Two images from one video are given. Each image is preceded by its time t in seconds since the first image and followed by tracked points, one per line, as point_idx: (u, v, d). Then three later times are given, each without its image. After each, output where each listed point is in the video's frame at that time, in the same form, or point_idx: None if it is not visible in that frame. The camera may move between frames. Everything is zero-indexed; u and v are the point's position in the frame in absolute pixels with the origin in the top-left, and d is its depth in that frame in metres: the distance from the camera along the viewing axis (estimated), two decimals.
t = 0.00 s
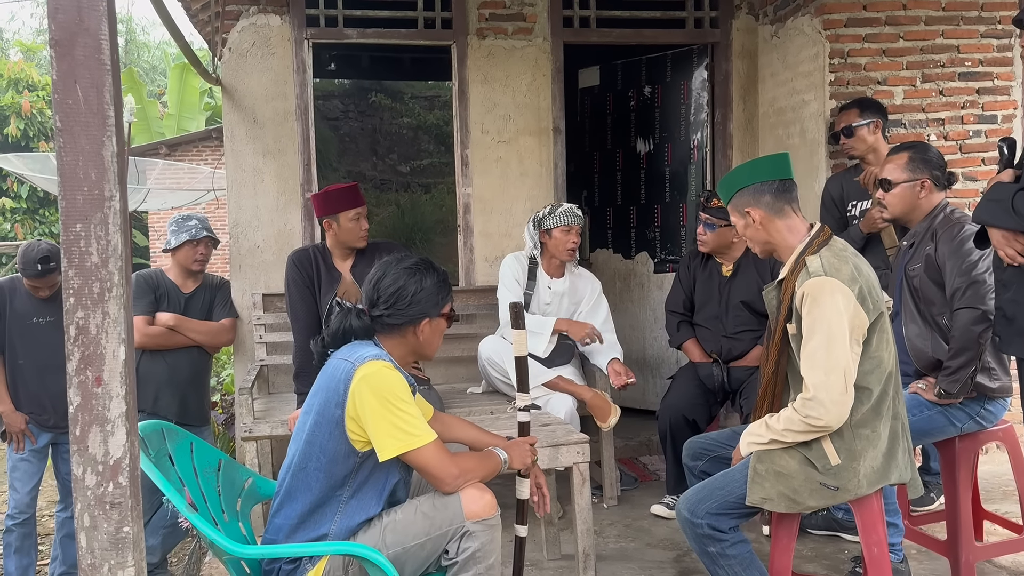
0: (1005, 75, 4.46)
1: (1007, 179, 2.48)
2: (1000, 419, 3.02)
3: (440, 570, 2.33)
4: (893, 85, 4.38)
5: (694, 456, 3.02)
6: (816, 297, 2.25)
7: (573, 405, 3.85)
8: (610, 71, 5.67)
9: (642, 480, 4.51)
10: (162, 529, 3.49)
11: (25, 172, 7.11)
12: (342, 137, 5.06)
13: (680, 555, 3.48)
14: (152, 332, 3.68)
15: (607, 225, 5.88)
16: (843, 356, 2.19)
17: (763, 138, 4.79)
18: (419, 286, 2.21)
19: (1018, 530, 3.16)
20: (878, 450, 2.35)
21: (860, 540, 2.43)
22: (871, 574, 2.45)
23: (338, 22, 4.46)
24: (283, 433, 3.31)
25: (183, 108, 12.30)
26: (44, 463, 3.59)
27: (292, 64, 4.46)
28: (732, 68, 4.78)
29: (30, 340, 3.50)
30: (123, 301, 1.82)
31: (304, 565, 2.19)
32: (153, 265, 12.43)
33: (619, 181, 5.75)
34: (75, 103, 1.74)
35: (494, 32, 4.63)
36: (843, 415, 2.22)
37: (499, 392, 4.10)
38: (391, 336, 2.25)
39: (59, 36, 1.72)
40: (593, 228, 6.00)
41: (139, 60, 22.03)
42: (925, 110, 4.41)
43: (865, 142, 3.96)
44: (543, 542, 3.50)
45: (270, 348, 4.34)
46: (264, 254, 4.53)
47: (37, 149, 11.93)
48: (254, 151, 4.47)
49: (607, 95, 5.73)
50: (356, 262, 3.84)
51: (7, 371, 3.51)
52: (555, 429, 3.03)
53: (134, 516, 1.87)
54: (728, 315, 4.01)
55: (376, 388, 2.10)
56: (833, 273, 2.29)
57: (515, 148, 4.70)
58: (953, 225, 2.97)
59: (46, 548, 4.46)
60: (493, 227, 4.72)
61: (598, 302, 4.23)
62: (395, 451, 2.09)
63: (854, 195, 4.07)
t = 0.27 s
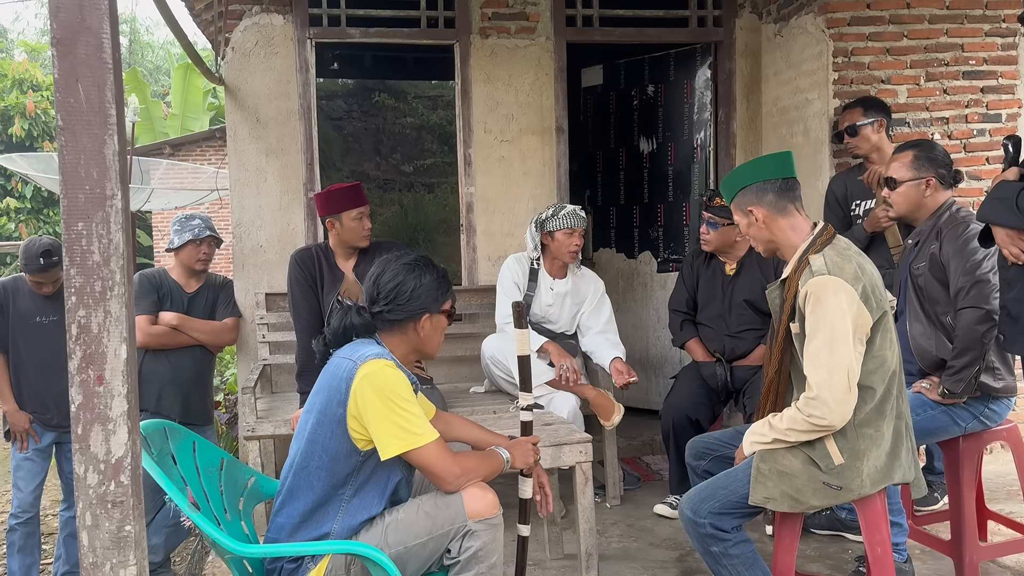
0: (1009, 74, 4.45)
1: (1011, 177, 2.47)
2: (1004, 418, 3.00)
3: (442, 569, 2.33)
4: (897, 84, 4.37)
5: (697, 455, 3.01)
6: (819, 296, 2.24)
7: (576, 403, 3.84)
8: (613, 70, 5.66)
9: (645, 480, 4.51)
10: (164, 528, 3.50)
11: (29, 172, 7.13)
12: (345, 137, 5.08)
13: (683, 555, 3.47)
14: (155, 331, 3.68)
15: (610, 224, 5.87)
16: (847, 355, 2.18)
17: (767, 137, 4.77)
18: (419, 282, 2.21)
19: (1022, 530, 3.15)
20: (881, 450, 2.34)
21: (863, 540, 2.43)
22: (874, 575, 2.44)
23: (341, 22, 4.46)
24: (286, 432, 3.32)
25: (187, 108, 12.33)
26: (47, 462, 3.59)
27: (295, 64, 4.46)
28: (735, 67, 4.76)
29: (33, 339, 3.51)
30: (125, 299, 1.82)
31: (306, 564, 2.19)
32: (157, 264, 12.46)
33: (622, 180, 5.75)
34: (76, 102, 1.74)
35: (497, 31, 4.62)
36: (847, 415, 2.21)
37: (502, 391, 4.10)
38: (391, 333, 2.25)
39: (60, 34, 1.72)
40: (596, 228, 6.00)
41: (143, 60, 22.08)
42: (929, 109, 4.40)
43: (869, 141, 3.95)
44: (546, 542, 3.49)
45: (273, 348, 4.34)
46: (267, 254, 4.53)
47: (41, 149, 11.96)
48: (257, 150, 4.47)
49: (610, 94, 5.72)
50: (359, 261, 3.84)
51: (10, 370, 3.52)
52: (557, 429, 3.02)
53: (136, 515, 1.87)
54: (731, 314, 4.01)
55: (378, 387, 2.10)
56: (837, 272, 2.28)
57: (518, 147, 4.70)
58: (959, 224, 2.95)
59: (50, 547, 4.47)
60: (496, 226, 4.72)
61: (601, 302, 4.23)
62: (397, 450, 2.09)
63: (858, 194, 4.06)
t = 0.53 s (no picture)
0: (1015, 73, 4.44)
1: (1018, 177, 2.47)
2: (1010, 419, 2.99)
3: (446, 569, 2.33)
4: (902, 83, 4.35)
5: (701, 456, 3.01)
6: (824, 296, 2.24)
7: (579, 405, 3.86)
8: (617, 70, 5.66)
9: (649, 480, 4.50)
10: (169, 528, 3.50)
11: (34, 172, 7.16)
12: (349, 137, 5.09)
13: (687, 556, 3.47)
14: (160, 331, 3.69)
15: (614, 224, 5.87)
16: (851, 356, 2.18)
17: (771, 137, 4.76)
18: (420, 280, 2.22)
19: None
20: (886, 451, 2.34)
21: (868, 541, 2.42)
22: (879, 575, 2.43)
23: (345, 22, 4.46)
24: (290, 432, 3.32)
25: (192, 108, 12.37)
26: (53, 462, 3.61)
27: (299, 64, 4.47)
28: (740, 67, 4.76)
29: (39, 339, 3.53)
30: (129, 300, 1.82)
31: (310, 564, 2.19)
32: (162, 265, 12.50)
33: (627, 180, 5.74)
34: (81, 103, 1.74)
35: (501, 32, 4.62)
36: (851, 415, 2.20)
37: (505, 392, 4.10)
38: (394, 331, 2.25)
39: (65, 36, 1.73)
40: (600, 228, 5.99)
41: (148, 60, 22.14)
42: (934, 109, 4.38)
43: (874, 141, 3.94)
44: (550, 542, 3.49)
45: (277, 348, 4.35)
46: (272, 254, 4.54)
47: (46, 150, 11.99)
48: (261, 150, 4.48)
49: (614, 94, 5.72)
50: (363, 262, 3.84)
51: (17, 370, 3.53)
52: (561, 429, 3.02)
53: (140, 515, 1.88)
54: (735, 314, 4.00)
55: (382, 387, 2.11)
56: (841, 272, 2.28)
57: (522, 147, 4.70)
58: (966, 224, 2.95)
59: (56, 546, 4.49)
60: (500, 226, 4.72)
61: (605, 302, 4.24)
62: (401, 450, 2.10)
63: (863, 194, 4.04)
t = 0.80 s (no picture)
0: (1022, 74, 4.43)
1: None
2: (1017, 420, 2.98)
3: (452, 570, 2.33)
4: (909, 84, 4.34)
5: (707, 457, 3.01)
6: (831, 297, 2.24)
7: (583, 405, 3.84)
8: (623, 71, 5.65)
9: (654, 481, 4.50)
10: (176, 528, 3.52)
11: (41, 172, 7.19)
12: (355, 137, 5.08)
13: (693, 557, 3.47)
14: (167, 332, 3.71)
15: (619, 224, 5.87)
16: (858, 357, 2.17)
17: (777, 137, 4.76)
18: (428, 280, 2.22)
19: None
20: (893, 452, 2.33)
21: (874, 542, 2.42)
22: None
23: (351, 23, 4.47)
24: (297, 432, 3.33)
25: (198, 109, 12.42)
26: (60, 462, 3.62)
27: (305, 65, 4.48)
28: (745, 67, 4.75)
29: (48, 340, 3.55)
30: (138, 302, 1.83)
31: (317, 565, 2.20)
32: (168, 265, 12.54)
33: (632, 180, 5.74)
34: (90, 106, 1.75)
35: (506, 33, 4.62)
36: (858, 416, 2.20)
37: (511, 393, 4.10)
38: (400, 331, 2.26)
39: (74, 39, 1.74)
40: (606, 228, 5.99)
41: (154, 61, 22.22)
42: (941, 109, 4.37)
43: (881, 141, 3.93)
44: (556, 543, 3.49)
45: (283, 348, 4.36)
46: (278, 255, 4.55)
47: (52, 150, 12.03)
48: (268, 151, 4.49)
49: (619, 94, 5.72)
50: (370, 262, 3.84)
51: (25, 372, 3.55)
52: (567, 430, 3.03)
53: (149, 516, 1.88)
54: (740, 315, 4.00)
55: (388, 389, 2.11)
56: (847, 274, 2.27)
57: (528, 148, 4.70)
58: (975, 226, 2.94)
59: (63, 545, 4.51)
60: (505, 227, 4.72)
61: (611, 303, 4.23)
62: (408, 451, 2.10)
63: (869, 194, 4.03)
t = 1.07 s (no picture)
0: None
1: None
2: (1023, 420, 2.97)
3: (457, 570, 2.34)
4: (914, 83, 4.33)
5: (712, 456, 3.00)
6: (835, 297, 2.23)
7: (588, 405, 3.83)
8: (628, 70, 5.65)
9: (659, 481, 4.50)
10: (182, 527, 3.56)
11: (48, 172, 7.22)
12: (360, 137, 5.17)
13: (698, 557, 3.47)
14: (173, 331, 3.72)
15: (624, 224, 5.86)
16: (863, 357, 2.17)
17: (783, 136, 4.75)
18: (437, 278, 2.24)
19: None
20: (899, 452, 2.33)
21: (880, 542, 2.41)
22: None
23: (356, 23, 4.47)
24: (302, 432, 3.34)
25: (203, 109, 12.46)
26: (67, 462, 3.64)
27: (311, 65, 4.48)
28: (751, 67, 4.74)
29: (56, 338, 3.57)
30: (144, 302, 1.84)
31: (322, 564, 2.20)
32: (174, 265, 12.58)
33: (637, 180, 5.73)
34: (96, 106, 1.76)
35: (511, 32, 4.63)
36: (863, 416, 2.20)
37: (515, 393, 4.10)
38: (405, 328, 2.26)
39: (81, 40, 1.74)
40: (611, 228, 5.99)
41: (159, 61, 22.30)
42: (947, 109, 4.36)
43: (887, 141, 3.92)
44: (561, 543, 3.49)
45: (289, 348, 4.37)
46: (283, 254, 4.56)
47: (58, 150, 12.07)
48: (273, 151, 4.50)
49: (624, 94, 5.71)
50: (378, 262, 3.85)
51: (32, 371, 3.56)
52: (572, 430, 3.02)
53: (155, 515, 1.89)
54: (745, 315, 3.99)
55: (392, 389, 2.11)
56: (853, 273, 2.27)
57: (533, 148, 4.70)
58: (982, 226, 2.93)
59: (70, 544, 4.53)
60: (510, 227, 4.73)
61: (615, 304, 4.24)
62: (412, 451, 2.10)
63: (875, 194, 4.02)
